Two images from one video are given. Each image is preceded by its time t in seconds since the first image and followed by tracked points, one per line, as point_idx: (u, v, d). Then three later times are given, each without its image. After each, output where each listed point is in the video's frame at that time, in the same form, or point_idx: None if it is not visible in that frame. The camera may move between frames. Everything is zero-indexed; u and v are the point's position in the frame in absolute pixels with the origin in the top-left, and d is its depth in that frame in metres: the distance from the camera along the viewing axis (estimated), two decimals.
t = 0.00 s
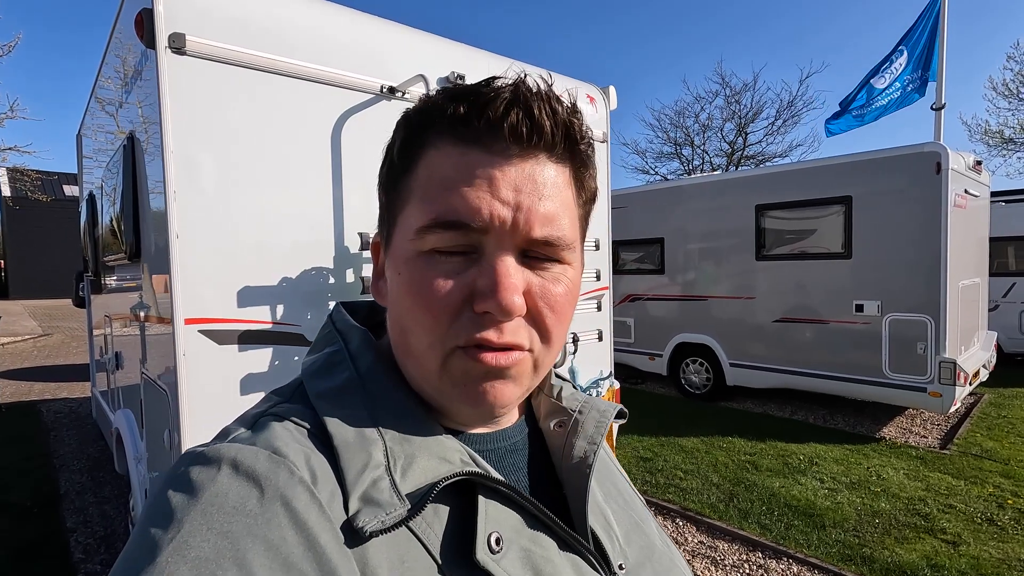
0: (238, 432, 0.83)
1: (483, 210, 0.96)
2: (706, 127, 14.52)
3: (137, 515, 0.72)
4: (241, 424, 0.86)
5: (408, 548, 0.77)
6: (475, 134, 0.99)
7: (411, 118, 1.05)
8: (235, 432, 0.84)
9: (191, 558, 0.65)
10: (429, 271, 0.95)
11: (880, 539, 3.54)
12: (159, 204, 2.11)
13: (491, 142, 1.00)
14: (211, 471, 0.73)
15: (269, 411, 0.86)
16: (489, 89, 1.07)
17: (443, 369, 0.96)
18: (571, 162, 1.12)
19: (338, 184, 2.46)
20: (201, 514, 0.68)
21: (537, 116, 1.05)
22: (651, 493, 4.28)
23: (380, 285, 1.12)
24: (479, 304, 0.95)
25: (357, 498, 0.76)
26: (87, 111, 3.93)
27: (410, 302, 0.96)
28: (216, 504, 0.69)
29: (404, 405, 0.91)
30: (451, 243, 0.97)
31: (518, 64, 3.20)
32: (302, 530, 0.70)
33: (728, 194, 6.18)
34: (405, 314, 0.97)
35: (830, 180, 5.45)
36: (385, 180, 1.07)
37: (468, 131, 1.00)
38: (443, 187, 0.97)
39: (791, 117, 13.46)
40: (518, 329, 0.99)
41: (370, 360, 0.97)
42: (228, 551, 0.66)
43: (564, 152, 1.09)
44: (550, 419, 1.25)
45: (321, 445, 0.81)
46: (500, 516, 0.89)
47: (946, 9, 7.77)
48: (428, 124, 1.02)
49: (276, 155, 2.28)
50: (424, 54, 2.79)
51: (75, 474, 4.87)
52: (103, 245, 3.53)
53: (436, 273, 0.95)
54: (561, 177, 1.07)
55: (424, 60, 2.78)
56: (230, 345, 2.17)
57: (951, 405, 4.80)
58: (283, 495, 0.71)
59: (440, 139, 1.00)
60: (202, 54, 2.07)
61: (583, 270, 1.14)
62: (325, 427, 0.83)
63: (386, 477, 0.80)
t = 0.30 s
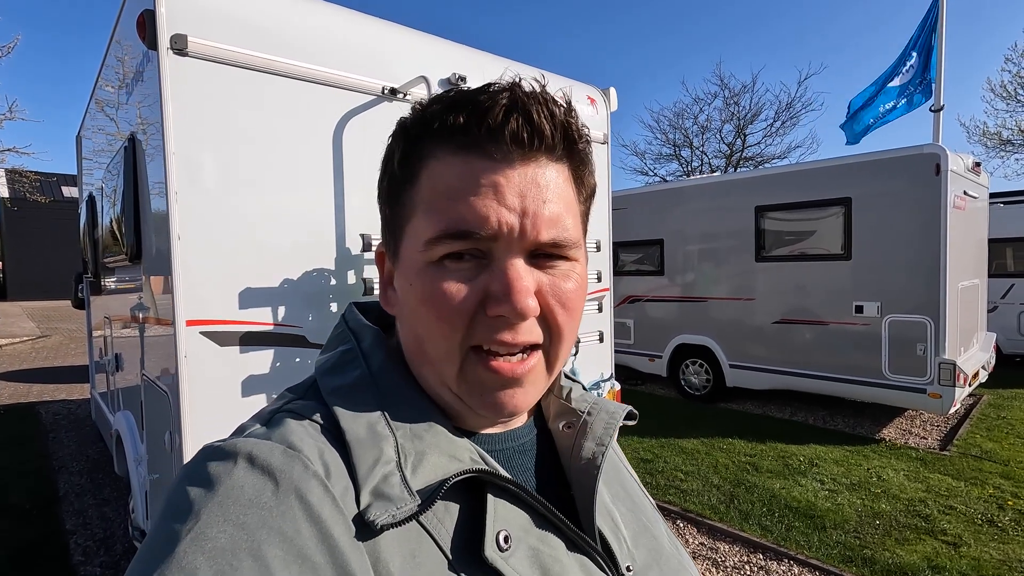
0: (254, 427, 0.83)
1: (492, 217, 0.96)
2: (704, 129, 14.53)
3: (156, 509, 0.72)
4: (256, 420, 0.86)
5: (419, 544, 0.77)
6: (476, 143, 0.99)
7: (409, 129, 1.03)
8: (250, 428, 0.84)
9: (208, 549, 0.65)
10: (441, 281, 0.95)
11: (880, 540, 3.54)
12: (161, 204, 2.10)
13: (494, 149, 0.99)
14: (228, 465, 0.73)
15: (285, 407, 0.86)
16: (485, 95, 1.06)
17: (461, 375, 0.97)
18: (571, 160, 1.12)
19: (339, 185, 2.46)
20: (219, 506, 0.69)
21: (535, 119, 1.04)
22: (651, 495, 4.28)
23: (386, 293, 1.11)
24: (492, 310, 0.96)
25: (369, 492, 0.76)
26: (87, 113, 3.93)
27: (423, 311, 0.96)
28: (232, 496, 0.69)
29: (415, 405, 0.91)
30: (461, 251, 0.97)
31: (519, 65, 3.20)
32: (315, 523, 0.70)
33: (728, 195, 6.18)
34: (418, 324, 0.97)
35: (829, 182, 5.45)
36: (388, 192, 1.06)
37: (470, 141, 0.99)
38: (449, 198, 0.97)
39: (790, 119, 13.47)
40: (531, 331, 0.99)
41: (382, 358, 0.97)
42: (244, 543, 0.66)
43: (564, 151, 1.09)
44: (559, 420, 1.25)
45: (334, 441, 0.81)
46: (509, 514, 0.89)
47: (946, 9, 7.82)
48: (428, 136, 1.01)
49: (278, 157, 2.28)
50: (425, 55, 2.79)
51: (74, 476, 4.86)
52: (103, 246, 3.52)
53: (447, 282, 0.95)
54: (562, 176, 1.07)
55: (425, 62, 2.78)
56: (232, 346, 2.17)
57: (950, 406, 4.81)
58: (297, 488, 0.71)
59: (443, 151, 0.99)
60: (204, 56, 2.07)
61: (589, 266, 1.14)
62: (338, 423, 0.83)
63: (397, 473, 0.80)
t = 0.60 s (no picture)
0: (257, 431, 0.82)
1: (497, 219, 0.96)
2: (704, 130, 14.54)
3: (159, 512, 0.71)
4: (260, 424, 0.85)
5: (421, 548, 0.76)
6: (481, 144, 0.98)
7: (414, 131, 1.03)
8: (253, 431, 0.83)
9: (211, 552, 0.64)
10: (445, 283, 0.94)
11: (882, 543, 3.53)
12: (160, 206, 2.09)
13: (499, 151, 0.98)
14: (231, 469, 0.72)
15: (289, 410, 0.85)
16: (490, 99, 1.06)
17: (463, 378, 0.96)
18: (574, 165, 1.11)
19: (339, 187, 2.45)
20: (222, 510, 0.68)
21: (540, 122, 1.04)
22: (652, 497, 4.27)
23: (389, 296, 1.10)
24: (496, 312, 0.95)
25: (371, 496, 0.75)
26: (86, 115, 3.92)
27: (426, 313, 0.95)
28: (235, 500, 0.68)
29: (418, 409, 0.90)
30: (465, 252, 0.96)
31: (519, 67, 3.19)
32: (318, 527, 0.69)
33: (728, 197, 6.18)
34: (422, 326, 0.96)
35: (829, 184, 5.45)
36: (393, 194, 1.06)
37: (473, 143, 0.98)
38: (453, 200, 0.96)
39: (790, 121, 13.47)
40: (535, 333, 0.98)
41: (385, 362, 0.96)
42: (247, 547, 0.65)
43: (568, 155, 1.08)
44: (561, 424, 1.24)
45: (337, 444, 0.80)
46: (510, 519, 0.88)
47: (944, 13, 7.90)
48: (432, 138, 1.00)
49: (278, 159, 2.28)
50: (425, 57, 2.78)
51: (73, 478, 4.85)
52: (102, 248, 3.51)
53: (451, 283, 0.94)
54: (566, 180, 1.06)
55: (425, 63, 2.77)
56: (231, 349, 2.16)
57: (951, 408, 4.80)
58: (300, 492, 0.70)
59: (449, 152, 0.98)
60: (204, 58, 2.06)
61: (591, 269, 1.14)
62: (341, 427, 0.82)
63: (399, 476, 0.79)
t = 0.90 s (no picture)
0: (257, 430, 0.81)
1: (490, 200, 0.95)
2: (705, 131, 14.51)
3: (157, 513, 0.70)
4: (259, 424, 0.84)
5: (421, 549, 0.75)
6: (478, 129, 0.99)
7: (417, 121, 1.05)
8: (253, 430, 0.81)
9: (210, 551, 0.63)
10: (437, 263, 0.93)
11: (885, 545, 3.51)
12: (159, 207, 2.08)
13: (495, 136, 0.99)
14: (230, 468, 0.71)
15: (288, 410, 0.84)
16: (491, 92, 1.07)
17: (454, 362, 0.94)
18: (572, 159, 1.11)
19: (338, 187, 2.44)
20: (221, 509, 0.66)
21: (538, 112, 1.04)
22: (653, 499, 4.25)
23: (389, 288, 1.10)
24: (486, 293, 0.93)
25: (371, 494, 0.74)
26: (87, 115, 3.92)
27: (418, 294, 0.94)
28: (234, 499, 0.67)
29: (417, 407, 0.88)
30: (459, 233, 0.95)
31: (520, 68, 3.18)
32: (318, 527, 0.67)
33: (729, 198, 6.16)
34: (415, 308, 0.95)
35: (831, 184, 5.43)
36: (396, 185, 1.07)
37: (470, 128, 0.99)
38: (449, 182, 0.96)
39: (792, 121, 13.43)
40: (527, 317, 0.96)
41: (384, 361, 0.95)
42: (246, 547, 0.64)
43: (564, 149, 1.08)
44: (558, 425, 1.23)
45: (336, 443, 0.79)
46: (509, 519, 0.87)
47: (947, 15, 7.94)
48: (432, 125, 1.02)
49: (277, 159, 2.27)
50: (425, 57, 2.77)
51: (74, 480, 4.84)
52: (102, 249, 3.51)
53: (444, 264, 0.93)
54: (563, 172, 1.06)
55: (425, 64, 2.76)
56: (230, 350, 2.15)
57: (954, 409, 4.78)
58: (299, 491, 0.69)
59: (447, 137, 1.00)
60: (203, 58, 2.06)
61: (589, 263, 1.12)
62: (340, 426, 0.80)
63: (399, 475, 0.78)
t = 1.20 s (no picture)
0: (264, 431, 0.80)
1: (510, 219, 0.95)
2: (708, 131, 14.48)
3: (164, 513, 0.69)
4: (265, 425, 0.83)
5: (427, 549, 0.75)
6: (499, 143, 0.98)
7: (436, 127, 1.03)
8: (260, 431, 0.81)
9: (220, 552, 0.62)
10: (452, 278, 0.93)
11: (888, 547, 3.49)
12: (163, 208, 2.09)
13: (516, 151, 0.98)
14: (238, 469, 0.70)
15: (294, 412, 0.84)
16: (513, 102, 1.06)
17: (463, 375, 0.93)
18: (587, 176, 1.10)
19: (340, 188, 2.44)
20: (231, 509, 0.66)
21: (559, 129, 1.03)
22: (656, 500, 4.24)
23: (397, 291, 1.09)
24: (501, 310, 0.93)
25: (378, 495, 0.74)
26: (91, 116, 3.93)
27: (431, 306, 0.93)
28: (244, 499, 0.67)
29: (423, 410, 0.88)
30: (477, 248, 0.94)
31: (522, 69, 3.17)
32: (327, 527, 0.67)
33: (732, 198, 6.15)
34: (427, 320, 0.94)
35: (834, 184, 5.42)
36: (409, 190, 1.05)
37: (491, 141, 0.98)
38: (467, 196, 0.95)
39: (795, 121, 13.39)
40: (538, 335, 0.96)
41: (390, 364, 0.94)
42: (256, 547, 0.63)
43: (582, 167, 1.07)
44: (560, 426, 1.22)
45: (344, 444, 0.78)
46: (514, 518, 0.86)
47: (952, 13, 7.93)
48: (452, 133, 1.00)
49: (280, 160, 2.27)
50: (427, 58, 2.77)
51: (77, 480, 4.86)
52: (105, 250, 3.51)
53: (460, 279, 0.93)
54: (578, 188, 1.05)
55: (428, 64, 2.76)
56: (234, 351, 2.16)
57: (958, 410, 4.76)
58: (308, 491, 0.69)
59: (468, 149, 0.98)
60: (206, 59, 2.06)
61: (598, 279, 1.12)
62: (348, 427, 0.80)
63: (406, 476, 0.78)
